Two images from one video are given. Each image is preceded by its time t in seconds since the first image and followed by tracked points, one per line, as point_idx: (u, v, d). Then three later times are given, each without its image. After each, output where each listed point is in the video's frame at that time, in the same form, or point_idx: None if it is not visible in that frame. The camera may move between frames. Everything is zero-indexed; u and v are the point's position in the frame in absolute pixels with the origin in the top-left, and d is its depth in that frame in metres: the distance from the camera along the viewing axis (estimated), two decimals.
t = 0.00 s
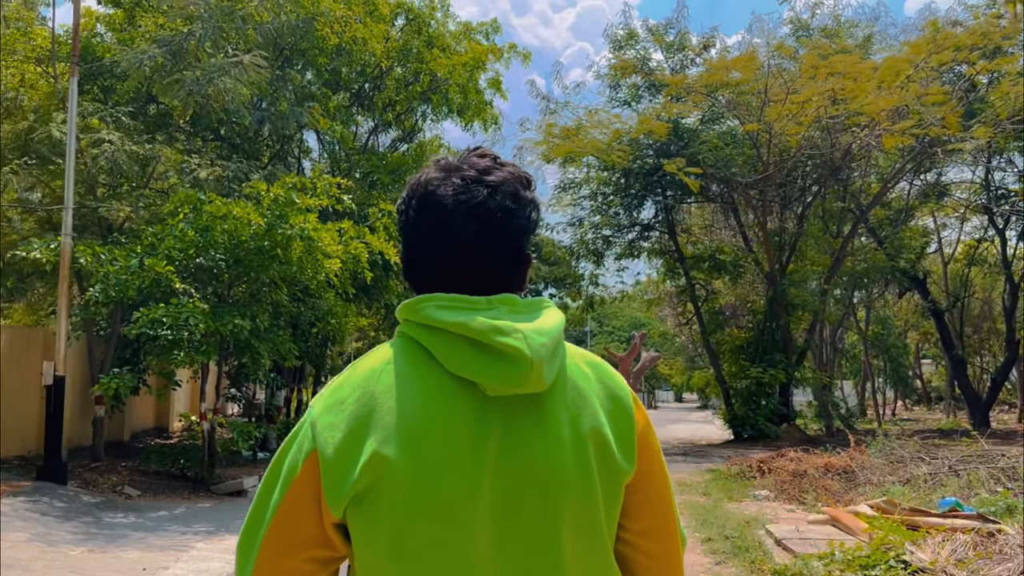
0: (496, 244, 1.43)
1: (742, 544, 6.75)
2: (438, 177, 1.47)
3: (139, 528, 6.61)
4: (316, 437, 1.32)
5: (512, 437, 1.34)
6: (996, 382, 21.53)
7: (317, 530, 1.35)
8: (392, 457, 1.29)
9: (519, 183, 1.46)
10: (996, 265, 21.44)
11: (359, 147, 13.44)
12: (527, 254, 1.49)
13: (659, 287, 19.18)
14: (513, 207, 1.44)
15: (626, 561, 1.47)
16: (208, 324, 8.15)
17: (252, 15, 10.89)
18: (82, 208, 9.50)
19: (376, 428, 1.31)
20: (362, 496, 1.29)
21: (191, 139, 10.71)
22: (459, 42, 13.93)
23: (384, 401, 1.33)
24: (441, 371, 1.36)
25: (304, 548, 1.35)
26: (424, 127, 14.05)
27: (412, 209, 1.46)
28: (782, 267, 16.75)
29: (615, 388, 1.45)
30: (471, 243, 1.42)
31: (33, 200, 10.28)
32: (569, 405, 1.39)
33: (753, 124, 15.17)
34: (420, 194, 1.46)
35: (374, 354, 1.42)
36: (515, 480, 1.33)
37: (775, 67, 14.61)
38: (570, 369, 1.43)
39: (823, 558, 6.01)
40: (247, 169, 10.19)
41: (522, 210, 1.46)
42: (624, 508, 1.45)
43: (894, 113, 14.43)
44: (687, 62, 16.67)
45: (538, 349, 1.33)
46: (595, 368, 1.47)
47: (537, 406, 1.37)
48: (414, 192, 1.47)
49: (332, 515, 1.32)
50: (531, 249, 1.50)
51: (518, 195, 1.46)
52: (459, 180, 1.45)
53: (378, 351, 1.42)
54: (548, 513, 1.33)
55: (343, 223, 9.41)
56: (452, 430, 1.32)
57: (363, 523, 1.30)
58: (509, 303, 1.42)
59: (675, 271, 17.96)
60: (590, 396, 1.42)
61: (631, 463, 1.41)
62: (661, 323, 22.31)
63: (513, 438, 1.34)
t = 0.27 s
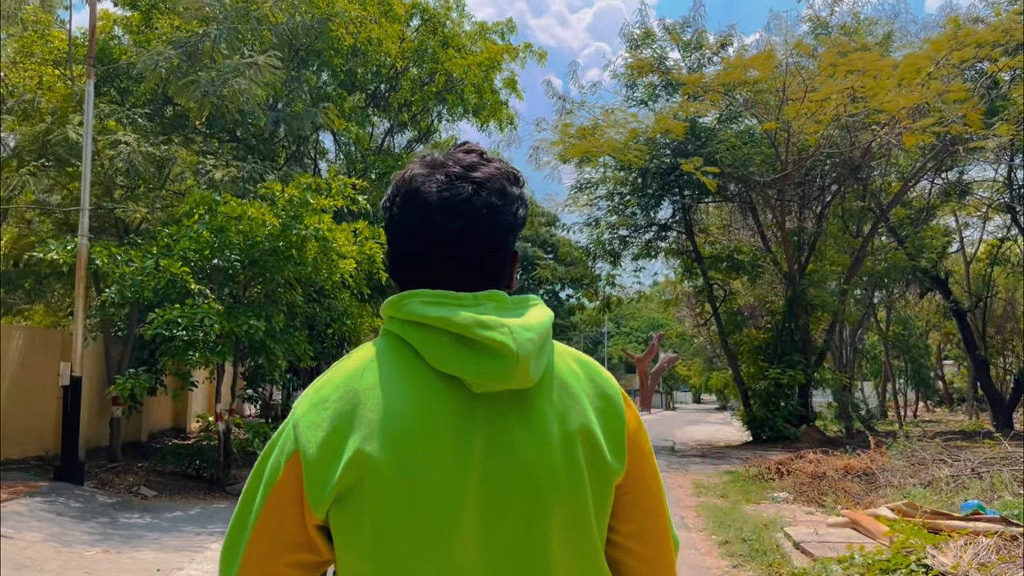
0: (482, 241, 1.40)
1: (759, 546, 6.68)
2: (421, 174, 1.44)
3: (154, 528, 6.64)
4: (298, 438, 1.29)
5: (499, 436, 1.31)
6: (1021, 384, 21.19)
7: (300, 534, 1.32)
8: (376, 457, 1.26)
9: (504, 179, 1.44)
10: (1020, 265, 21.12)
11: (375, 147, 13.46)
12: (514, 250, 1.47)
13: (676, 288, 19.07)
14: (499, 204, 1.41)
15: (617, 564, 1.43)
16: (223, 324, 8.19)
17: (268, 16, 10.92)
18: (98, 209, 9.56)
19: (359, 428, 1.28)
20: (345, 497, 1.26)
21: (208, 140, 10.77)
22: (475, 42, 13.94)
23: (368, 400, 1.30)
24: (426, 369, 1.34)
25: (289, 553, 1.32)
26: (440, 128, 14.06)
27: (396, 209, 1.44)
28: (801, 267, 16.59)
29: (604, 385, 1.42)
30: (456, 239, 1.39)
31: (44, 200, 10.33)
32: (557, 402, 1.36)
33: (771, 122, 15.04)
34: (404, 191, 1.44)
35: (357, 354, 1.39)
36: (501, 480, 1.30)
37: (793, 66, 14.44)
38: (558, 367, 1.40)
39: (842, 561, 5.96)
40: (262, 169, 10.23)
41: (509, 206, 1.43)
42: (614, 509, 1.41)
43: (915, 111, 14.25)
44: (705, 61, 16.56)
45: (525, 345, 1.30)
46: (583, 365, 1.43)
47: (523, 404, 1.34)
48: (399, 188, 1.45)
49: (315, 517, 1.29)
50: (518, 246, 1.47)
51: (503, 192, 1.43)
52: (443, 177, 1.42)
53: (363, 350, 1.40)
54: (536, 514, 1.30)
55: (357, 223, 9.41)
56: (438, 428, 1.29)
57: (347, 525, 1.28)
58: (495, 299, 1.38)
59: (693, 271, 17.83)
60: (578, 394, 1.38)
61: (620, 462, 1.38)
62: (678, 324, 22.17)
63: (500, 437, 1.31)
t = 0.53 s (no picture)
0: (461, 235, 1.36)
1: (780, 550, 6.59)
2: (397, 170, 1.41)
3: (173, 528, 6.69)
4: (274, 433, 1.26)
5: (480, 430, 1.28)
6: None
7: (277, 534, 1.28)
8: (353, 450, 1.22)
9: (484, 174, 1.40)
10: None
11: (395, 148, 13.49)
12: (496, 245, 1.43)
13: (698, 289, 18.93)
14: (479, 197, 1.38)
15: (604, 564, 1.39)
16: (240, 324, 8.24)
17: (286, 17, 10.95)
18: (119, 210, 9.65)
19: (336, 422, 1.24)
20: (321, 494, 1.23)
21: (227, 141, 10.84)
22: (494, 41, 13.94)
23: (344, 393, 1.27)
24: (407, 362, 1.30)
25: (266, 553, 1.28)
26: (460, 128, 14.06)
27: (372, 204, 1.40)
28: (824, 266, 16.39)
29: (588, 378, 1.39)
30: (436, 234, 1.36)
31: (67, 201, 10.45)
32: (539, 395, 1.32)
33: (793, 120, 14.87)
34: (381, 185, 1.40)
35: (334, 350, 1.36)
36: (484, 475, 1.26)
37: (815, 64, 14.21)
38: (541, 362, 1.37)
39: (865, 564, 5.81)
40: (280, 170, 10.28)
41: (489, 200, 1.40)
42: (601, 506, 1.37)
43: (941, 107, 14.03)
44: (726, 59, 16.42)
45: (507, 335, 1.27)
46: (566, 360, 1.40)
47: (504, 399, 1.31)
48: (375, 184, 1.41)
49: (292, 516, 1.26)
50: (499, 240, 1.43)
51: (483, 186, 1.40)
52: (420, 172, 1.39)
53: (340, 347, 1.36)
54: (519, 510, 1.26)
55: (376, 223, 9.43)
56: (418, 422, 1.25)
57: (324, 523, 1.24)
58: (476, 291, 1.34)
59: (715, 271, 17.68)
60: (562, 389, 1.35)
61: (605, 456, 1.34)
62: (701, 325, 21.99)
63: (482, 431, 1.28)
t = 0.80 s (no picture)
0: (438, 229, 1.33)
1: (798, 552, 6.49)
2: (371, 164, 1.37)
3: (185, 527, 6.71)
4: (247, 426, 1.22)
5: (459, 424, 1.25)
6: None
7: (248, 533, 1.24)
8: (328, 445, 1.19)
9: (460, 168, 1.37)
10: None
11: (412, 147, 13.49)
12: (472, 241, 1.39)
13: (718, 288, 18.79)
14: (456, 191, 1.34)
15: (583, 564, 1.36)
16: (254, 323, 8.27)
17: (300, 16, 10.96)
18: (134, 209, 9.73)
19: (310, 415, 1.21)
20: (295, 490, 1.19)
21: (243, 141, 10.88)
22: (509, 39, 13.91)
23: (320, 387, 1.24)
24: (385, 355, 1.27)
25: (236, 553, 1.24)
26: (476, 127, 14.04)
27: (345, 198, 1.36)
28: (845, 264, 16.21)
29: (567, 375, 1.37)
30: (413, 228, 1.32)
31: (85, 201, 10.48)
32: (518, 390, 1.30)
33: (813, 117, 14.70)
34: (354, 179, 1.35)
35: (307, 345, 1.32)
36: (462, 468, 1.24)
37: (835, 60, 14.04)
38: (520, 358, 1.34)
39: (883, 568, 5.65)
40: (295, 168, 10.29)
41: (465, 194, 1.36)
42: (579, 503, 1.35)
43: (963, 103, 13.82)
44: (744, 56, 16.28)
45: (488, 328, 1.25)
46: (546, 356, 1.38)
47: (484, 393, 1.28)
48: (348, 178, 1.37)
49: (264, 513, 1.22)
50: (475, 235, 1.39)
51: (459, 180, 1.36)
52: (394, 166, 1.35)
53: (313, 342, 1.33)
54: (498, 506, 1.23)
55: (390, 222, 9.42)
56: (395, 415, 1.23)
57: (298, 520, 1.20)
58: (455, 285, 1.30)
59: (733, 270, 17.51)
60: (541, 385, 1.32)
61: (584, 451, 1.32)
62: (720, 324, 21.80)
63: (460, 424, 1.25)
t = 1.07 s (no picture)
0: (412, 226, 1.31)
1: (812, 553, 6.41)
2: (343, 158, 1.34)
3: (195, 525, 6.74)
4: (216, 421, 1.18)
5: (435, 420, 1.24)
6: None
7: (214, 530, 1.20)
8: (303, 441, 1.16)
9: (434, 164, 1.35)
10: None
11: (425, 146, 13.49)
12: (447, 239, 1.38)
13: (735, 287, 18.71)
14: (430, 186, 1.32)
15: (553, 566, 1.36)
16: (266, 322, 8.29)
17: (311, 14, 10.94)
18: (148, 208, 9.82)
19: (283, 410, 1.18)
20: (267, 487, 1.16)
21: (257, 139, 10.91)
22: (522, 37, 13.86)
23: (293, 382, 1.21)
24: (360, 350, 1.25)
25: (201, 550, 1.20)
26: (490, 125, 14.01)
27: (317, 193, 1.33)
28: (863, 263, 16.08)
29: (541, 375, 1.37)
30: (387, 225, 1.29)
31: (101, 200, 10.60)
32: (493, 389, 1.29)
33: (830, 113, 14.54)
34: (326, 174, 1.32)
35: (277, 340, 1.29)
36: (438, 468, 1.22)
37: (852, 56, 13.83)
38: (495, 358, 1.34)
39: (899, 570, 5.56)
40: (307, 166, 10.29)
41: (440, 191, 1.35)
42: (552, 505, 1.35)
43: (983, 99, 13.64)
44: (760, 52, 16.14)
45: (468, 327, 1.24)
46: (520, 357, 1.37)
47: (460, 391, 1.27)
48: (319, 174, 1.34)
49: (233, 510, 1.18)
50: (449, 232, 1.37)
51: (433, 177, 1.34)
52: (367, 160, 1.32)
53: (283, 337, 1.30)
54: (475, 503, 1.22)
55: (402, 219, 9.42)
56: (371, 413, 1.20)
57: (269, 517, 1.16)
58: (431, 283, 1.29)
59: (750, 269, 17.36)
60: (517, 386, 1.32)
61: (560, 452, 1.32)
62: (736, 323, 21.63)
63: (437, 423, 1.24)
